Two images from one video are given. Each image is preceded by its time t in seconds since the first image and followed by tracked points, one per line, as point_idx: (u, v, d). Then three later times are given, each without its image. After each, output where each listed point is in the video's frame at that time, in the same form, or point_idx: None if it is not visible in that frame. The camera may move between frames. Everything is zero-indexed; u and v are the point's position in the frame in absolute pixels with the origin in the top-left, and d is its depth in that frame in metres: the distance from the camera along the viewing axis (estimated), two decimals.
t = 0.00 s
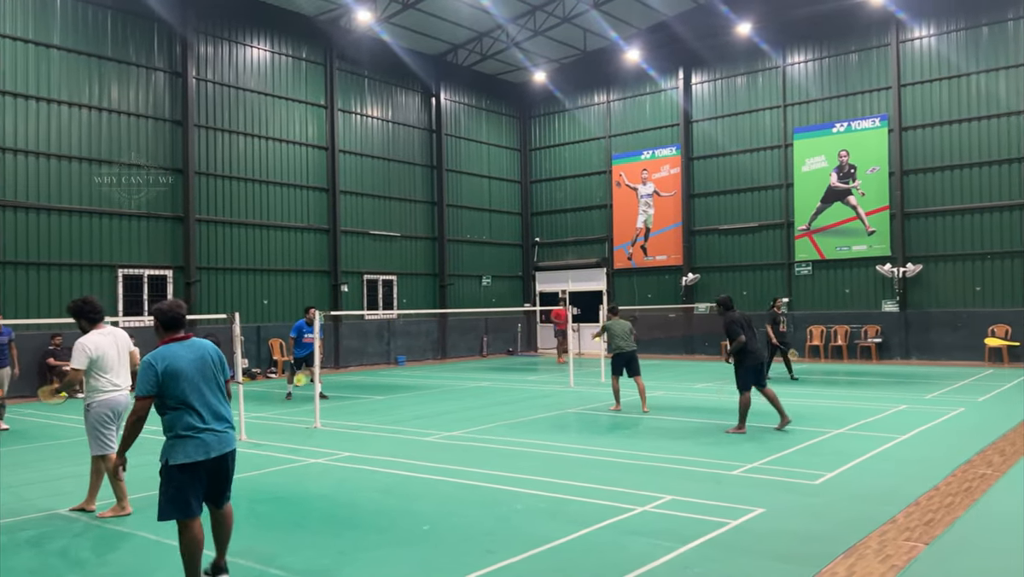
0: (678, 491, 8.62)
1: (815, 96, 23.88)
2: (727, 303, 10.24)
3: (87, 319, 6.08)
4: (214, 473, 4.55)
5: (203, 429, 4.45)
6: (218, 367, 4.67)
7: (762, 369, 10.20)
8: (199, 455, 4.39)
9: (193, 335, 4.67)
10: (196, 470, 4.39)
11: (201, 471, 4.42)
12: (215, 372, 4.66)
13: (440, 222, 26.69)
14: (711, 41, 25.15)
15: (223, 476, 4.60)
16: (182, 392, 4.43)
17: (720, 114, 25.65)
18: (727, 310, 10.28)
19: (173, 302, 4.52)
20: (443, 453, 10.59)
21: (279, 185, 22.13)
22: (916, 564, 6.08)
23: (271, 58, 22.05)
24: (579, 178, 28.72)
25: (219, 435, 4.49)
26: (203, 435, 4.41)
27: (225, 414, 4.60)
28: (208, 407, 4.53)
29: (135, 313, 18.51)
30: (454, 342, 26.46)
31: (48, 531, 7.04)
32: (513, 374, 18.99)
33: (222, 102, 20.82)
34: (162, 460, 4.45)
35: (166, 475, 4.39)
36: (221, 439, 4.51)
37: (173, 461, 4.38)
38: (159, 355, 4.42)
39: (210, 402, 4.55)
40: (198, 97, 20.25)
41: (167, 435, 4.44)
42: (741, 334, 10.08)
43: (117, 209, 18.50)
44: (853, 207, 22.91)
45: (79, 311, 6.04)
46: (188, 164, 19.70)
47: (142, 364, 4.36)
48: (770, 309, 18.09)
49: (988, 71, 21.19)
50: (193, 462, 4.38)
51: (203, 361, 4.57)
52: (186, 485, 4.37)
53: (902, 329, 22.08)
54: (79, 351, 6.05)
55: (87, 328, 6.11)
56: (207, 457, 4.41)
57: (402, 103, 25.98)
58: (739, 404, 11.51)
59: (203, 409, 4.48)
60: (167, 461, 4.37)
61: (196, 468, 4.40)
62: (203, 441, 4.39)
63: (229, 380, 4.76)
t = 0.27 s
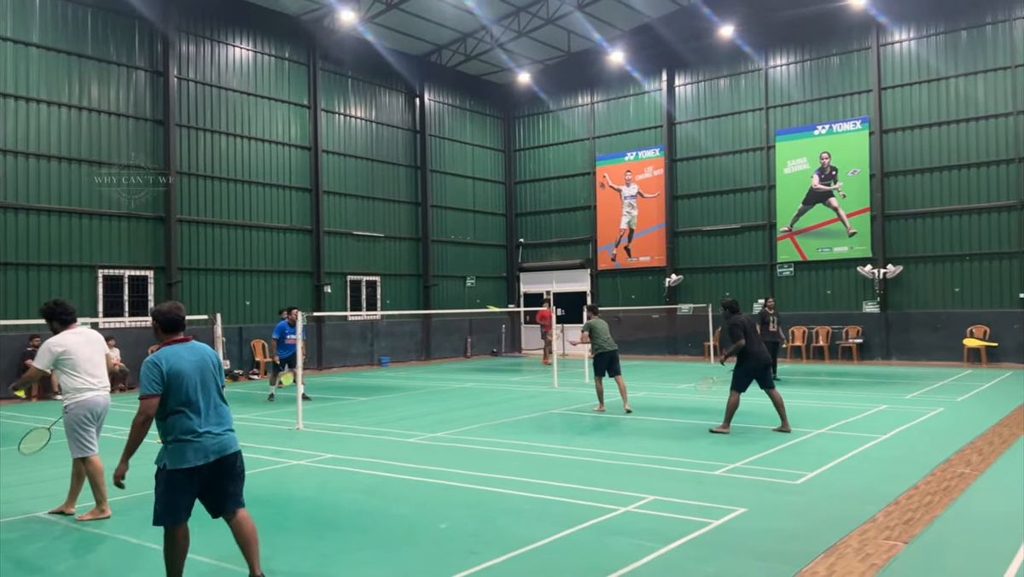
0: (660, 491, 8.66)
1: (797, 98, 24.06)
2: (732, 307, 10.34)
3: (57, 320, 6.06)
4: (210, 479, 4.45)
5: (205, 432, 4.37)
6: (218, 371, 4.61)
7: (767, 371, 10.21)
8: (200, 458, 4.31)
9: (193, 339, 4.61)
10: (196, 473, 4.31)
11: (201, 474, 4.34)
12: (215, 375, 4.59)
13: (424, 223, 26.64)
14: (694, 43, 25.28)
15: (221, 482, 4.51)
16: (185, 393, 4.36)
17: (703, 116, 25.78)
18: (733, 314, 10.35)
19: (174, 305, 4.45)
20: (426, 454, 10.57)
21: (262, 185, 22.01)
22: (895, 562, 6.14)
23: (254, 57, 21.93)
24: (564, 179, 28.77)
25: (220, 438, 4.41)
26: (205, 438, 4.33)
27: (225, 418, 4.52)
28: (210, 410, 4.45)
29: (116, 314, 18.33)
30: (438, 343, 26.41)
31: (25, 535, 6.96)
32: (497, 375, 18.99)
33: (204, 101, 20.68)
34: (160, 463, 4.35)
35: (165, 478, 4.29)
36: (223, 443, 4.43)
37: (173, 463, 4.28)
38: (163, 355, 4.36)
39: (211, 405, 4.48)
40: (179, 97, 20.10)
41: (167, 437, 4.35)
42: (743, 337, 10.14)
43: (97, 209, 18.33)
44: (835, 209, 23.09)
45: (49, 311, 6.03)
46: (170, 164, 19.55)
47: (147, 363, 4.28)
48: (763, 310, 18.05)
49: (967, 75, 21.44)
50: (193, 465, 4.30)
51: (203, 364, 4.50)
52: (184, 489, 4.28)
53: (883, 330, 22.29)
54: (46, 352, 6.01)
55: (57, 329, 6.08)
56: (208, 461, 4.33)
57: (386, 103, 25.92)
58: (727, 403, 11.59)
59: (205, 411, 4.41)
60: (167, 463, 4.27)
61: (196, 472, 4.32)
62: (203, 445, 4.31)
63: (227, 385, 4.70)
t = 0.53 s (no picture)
0: (643, 492, 8.68)
1: (778, 101, 24.24)
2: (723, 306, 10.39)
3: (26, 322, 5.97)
4: (219, 487, 4.35)
5: (216, 439, 4.28)
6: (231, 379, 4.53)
7: (750, 372, 10.30)
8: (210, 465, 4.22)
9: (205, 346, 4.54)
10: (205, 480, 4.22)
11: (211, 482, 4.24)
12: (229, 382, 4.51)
13: (407, 224, 26.57)
14: (677, 45, 25.40)
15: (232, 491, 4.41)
16: (196, 399, 4.28)
17: (685, 118, 25.91)
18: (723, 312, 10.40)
19: (184, 313, 4.38)
20: (409, 456, 10.54)
21: (244, 185, 21.87)
22: (874, 561, 6.19)
23: (235, 57, 21.80)
24: (547, 180, 28.82)
25: (232, 445, 4.31)
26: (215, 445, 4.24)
27: (238, 425, 4.43)
28: (222, 416, 4.37)
29: (95, 315, 18.13)
30: (421, 344, 26.36)
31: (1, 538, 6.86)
32: (481, 376, 18.98)
33: (185, 101, 20.52)
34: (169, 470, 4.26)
35: (174, 485, 4.20)
36: (235, 450, 4.33)
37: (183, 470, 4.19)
38: (174, 360, 4.29)
39: (224, 412, 4.39)
40: (160, 96, 19.94)
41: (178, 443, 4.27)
42: (732, 336, 10.20)
43: (76, 209, 18.15)
44: (815, 210, 23.27)
45: (18, 312, 5.92)
46: (150, 164, 19.39)
47: (158, 368, 4.22)
48: (752, 310, 18.06)
49: (945, 78, 21.68)
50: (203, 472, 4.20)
51: (215, 370, 4.42)
52: (192, 497, 4.19)
53: (863, 331, 22.48)
54: (12, 354, 5.93)
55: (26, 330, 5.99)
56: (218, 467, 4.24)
57: (369, 104, 25.84)
58: (714, 403, 11.65)
59: (217, 418, 4.32)
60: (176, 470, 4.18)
61: (206, 479, 4.22)
62: (213, 451, 4.22)
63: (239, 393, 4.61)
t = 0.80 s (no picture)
0: (624, 493, 8.71)
1: (759, 104, 24.41)
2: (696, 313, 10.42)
3: None
4: (205, 486, 4.30)
5: (203, 438, 4.23)
6: (221, 377, 4.48)
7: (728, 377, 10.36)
8: (195, 465, 4.16)
9: (197, 343, 4.50)
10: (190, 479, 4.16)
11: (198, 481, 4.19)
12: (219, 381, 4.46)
13: (390, 225, 26.49)
14: (660, 48, 25.52)
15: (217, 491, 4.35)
16: (184, 396, 4.23)
17: (667, 120, 26.04)
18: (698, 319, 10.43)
19: (175, 308, 4.40)
20: (391, 458, 10.51)
21: (225, 186, 21.72)
22: (853, 561, 6.25)
23: (216, 56, 21.64)
24: (530, 182, 28.85)
25: (219, 444, 4.26)
26: (202, 444, 4.19)
27: (225, 424, 4.38)
28: (210, 415, 4.31)
29: (73, 316, 17.93)
30: (404, 345, 26.28)
31: None
32: (463, 378, 18.97)
33: (165, 101, 20.35)
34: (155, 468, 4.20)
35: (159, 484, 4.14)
36: (221, 450, 4.28)
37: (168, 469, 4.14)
38: (164, 358, 4.25)
39: (212, 410, 4.33)
40: (140, 96, 19.77)
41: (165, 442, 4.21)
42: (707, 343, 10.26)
43: (54, 209, 17.95)
44: (796, 212, 23.46)
45: None
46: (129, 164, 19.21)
47: (147, 365, 4.17)
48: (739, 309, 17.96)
49: (923, 82, 21.94)
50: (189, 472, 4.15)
51: (204, 368, 4.38)
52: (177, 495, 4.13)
53: (843, 332, 22.66)
54: None
55: None
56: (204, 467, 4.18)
57: (352, 105, 25.75)
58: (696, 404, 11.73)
59: (204, 417, 4.27)
60: (161, 468, 4.13)
61: (191, 478, 4.17)
62: (201, 449, 4.17)
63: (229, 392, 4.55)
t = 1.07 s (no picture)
0: (605, 494, 8.74)
1: (740, 107, 24.58)
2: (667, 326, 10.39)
3: None
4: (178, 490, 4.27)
5: (177, 442, 4.19)
6: (191, 379, 4.43)
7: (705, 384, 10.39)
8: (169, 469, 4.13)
9: (166, 345, 4.42)
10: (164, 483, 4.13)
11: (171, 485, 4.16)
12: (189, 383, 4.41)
13: (372, 226, 26.41)
14: (641, 50, 25.63)
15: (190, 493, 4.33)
16: (156, 400, 4.17)
17: (649, 122, 26.16)
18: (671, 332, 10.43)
19: (141, 311, 4.25)
20: (372, 460, 10.47)
21: (205, 186, 21.55)
22: (831, 561, 6.30)
23: (196, 56, 21.48)
24: (512, 183, 28.88)
25: (193, 448, 4.23)
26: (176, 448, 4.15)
27: (197, 426, 4.35)
28: (182, 419, 4.27)
29: (50, 318, 17.71)
30: (385, 347, 26.20)
31: None
32: (445, 380, 18.95)
33: (144, 101, 20.16)
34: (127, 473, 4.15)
35: (132, 489, 4.10)
36: (194, 453, 4.25)
37: (141, 474, 4.09)
38: (134, 363, 4.16)
39: (183, 413, 4.29)
40: (118, 95, 19.57)
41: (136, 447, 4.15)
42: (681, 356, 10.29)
43: (30, 210, 17.73)
44: (776, 215, 23.65)
45: None
46: (107, 165, 19.01)
47: (118, 371, 4.08)
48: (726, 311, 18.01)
49: (901, 87, 22.20)
50: (163, 476, 4.11)
51: (174, 371, 4.31)
52: (150, 500, 4.10)
53: (822, 333, 22.86)
54: None
55: None
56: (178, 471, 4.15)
57: (333, 105, 25.65)
58: (676, 405, 11.80)
59: (177, 420, 4.22)
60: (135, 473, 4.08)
61: (165, 483, 4.14)
62: (175, 453, 4.14)
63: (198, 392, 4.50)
